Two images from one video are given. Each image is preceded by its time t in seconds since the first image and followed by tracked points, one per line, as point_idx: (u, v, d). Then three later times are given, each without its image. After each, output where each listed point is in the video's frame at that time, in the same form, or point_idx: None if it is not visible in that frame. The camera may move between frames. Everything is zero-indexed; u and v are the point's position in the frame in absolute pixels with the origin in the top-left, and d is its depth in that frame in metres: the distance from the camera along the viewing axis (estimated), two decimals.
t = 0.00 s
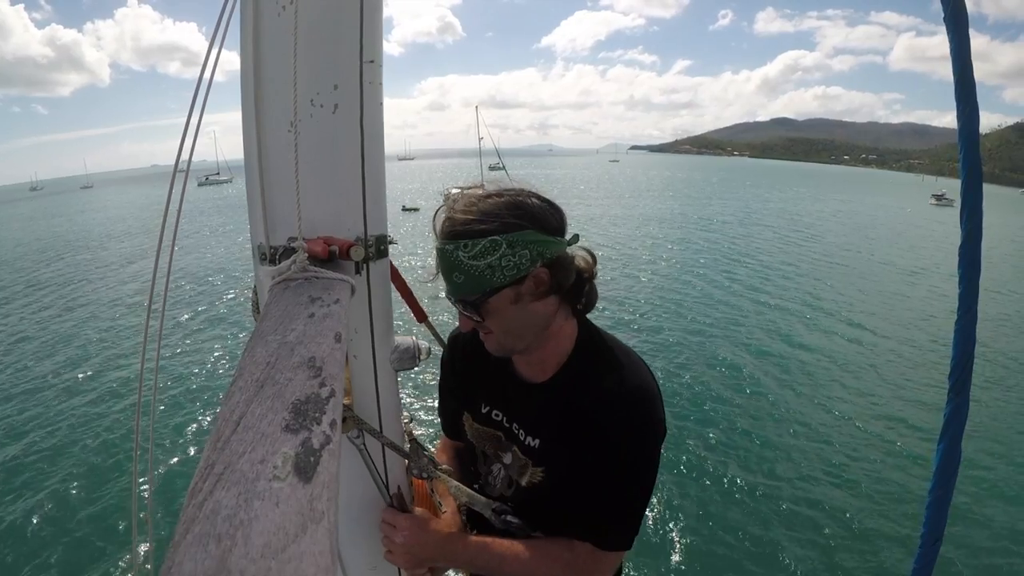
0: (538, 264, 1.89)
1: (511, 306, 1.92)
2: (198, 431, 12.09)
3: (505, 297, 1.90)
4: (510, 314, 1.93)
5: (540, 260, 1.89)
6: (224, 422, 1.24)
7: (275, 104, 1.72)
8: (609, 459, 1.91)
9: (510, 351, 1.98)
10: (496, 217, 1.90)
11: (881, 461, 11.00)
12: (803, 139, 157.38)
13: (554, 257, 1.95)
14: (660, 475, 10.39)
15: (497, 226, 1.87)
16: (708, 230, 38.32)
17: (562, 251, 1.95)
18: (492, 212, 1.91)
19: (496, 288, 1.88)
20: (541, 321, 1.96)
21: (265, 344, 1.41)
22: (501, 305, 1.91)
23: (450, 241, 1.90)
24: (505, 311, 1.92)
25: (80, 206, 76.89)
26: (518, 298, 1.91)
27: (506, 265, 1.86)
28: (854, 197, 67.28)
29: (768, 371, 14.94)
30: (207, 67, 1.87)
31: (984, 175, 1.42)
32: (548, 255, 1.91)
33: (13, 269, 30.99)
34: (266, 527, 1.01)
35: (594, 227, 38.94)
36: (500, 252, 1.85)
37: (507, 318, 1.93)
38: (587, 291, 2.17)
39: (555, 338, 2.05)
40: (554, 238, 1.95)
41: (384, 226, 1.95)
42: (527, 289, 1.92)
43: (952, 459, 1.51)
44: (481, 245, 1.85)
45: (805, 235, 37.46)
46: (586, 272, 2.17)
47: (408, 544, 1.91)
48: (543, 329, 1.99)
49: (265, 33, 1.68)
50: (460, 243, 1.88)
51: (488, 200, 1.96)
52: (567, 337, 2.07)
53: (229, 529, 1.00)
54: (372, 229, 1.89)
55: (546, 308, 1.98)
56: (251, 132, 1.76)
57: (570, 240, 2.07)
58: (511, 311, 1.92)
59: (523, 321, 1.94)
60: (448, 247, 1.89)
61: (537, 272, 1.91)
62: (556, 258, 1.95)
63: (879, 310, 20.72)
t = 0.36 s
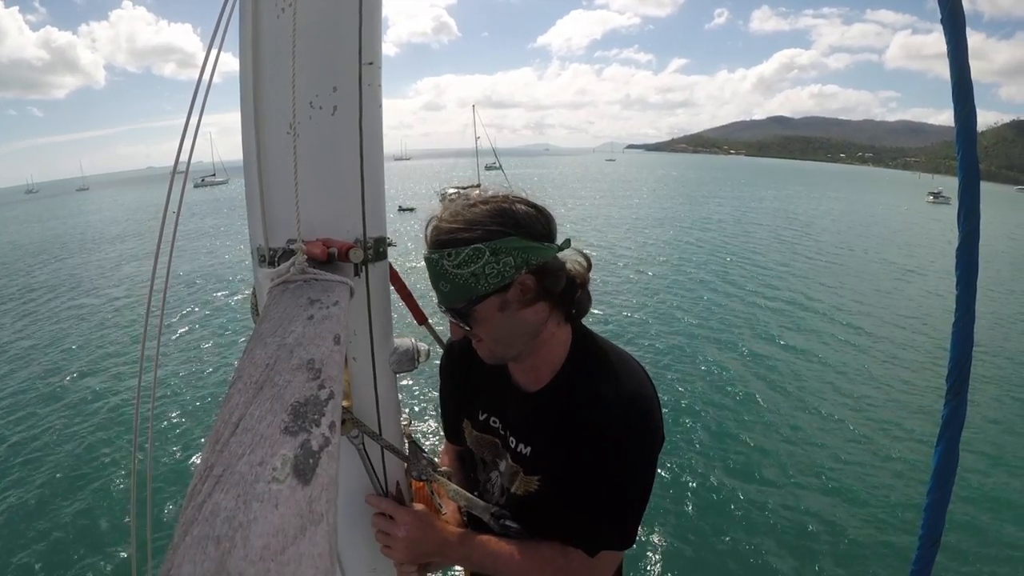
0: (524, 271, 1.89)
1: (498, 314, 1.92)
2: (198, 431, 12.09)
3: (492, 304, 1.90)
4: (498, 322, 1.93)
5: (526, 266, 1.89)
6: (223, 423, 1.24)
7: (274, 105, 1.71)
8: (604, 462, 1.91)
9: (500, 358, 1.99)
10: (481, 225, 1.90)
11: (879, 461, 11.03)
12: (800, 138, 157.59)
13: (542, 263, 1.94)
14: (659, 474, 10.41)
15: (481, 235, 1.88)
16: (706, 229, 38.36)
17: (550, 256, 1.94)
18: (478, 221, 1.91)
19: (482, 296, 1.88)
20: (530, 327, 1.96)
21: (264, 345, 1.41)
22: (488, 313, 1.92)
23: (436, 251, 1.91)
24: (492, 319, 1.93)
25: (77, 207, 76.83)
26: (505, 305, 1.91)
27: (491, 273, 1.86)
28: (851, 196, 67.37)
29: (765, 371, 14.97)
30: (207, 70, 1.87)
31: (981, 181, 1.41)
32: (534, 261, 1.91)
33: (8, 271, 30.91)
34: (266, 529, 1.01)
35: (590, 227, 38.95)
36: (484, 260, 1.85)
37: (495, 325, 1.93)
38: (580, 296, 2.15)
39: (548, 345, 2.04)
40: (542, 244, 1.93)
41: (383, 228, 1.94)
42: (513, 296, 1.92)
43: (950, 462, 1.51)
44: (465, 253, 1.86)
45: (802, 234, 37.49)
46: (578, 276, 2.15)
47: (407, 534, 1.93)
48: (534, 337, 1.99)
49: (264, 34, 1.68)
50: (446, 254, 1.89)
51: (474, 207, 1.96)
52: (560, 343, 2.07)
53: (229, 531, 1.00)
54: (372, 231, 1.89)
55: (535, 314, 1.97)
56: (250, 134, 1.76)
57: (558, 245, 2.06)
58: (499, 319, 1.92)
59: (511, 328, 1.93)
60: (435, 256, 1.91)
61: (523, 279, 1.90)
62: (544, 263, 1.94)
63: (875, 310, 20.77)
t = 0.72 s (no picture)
0: (521, 273, 1.89)
1: (495, 316, 1.92)
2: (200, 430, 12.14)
3: (489, 306, 1.90)
4: (496, 324, 1.93)
5: (523, 268, 1.89)
6: (223, 426, 1.24)
7: (274, 105, 1.71)
8: (600, 463, 1.91)
9: (498, 360, 1.98)
10: (479, 228, 1.89)
11: (877, 459, 11.05)
12: (799, 136, 157.62)
13: (540, 265, 1.94)
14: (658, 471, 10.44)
15: (479, 237, 1.87)
16: (705, 227, 38.39)
17: (547, 259, 1.94)
18: (476, 223, 1.91)
19: (479, 298, 1.88)
20: (527, 329, 1.96)
21: (264, 347, 1.40)
22: (486, 315, 1.91)
23: (435, 254, 1.91)
24: (490, 321, 1.92)
25: (78, 207, 77.00)
26: (503, 307, 1.91)
27: (489, 274, 1.86)
28: (850, 194, 67.35)
29: (764, 369, 14.98)
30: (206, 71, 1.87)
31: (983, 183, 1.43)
32: (532, 263, 1.90)
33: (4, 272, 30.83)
34: (265, 530, 1.01)
35: (587, 225, 38.95)
36: (481, 261, 1.85)
37: (493, 327, 1.93)
38: (577, 299, 2.15)
39: (545, 347, 2.04)
40: (539, 247, 1.93)
41: (383, 229, 1.94)
42: (511, 298, 1.91)
43: (951, 465, 1.52)
44: (463, 255, 1.85)
45: (802, 232, 37.51)
46: (575, 280, 2.16)
47: (385, 525, 1.83)
48: (532, 339, 1.98)
49: (264, 35, 1.68)
50: (444, 255, 1.88)
51: (472, 210, 1.96)
52: (557, 346, 2.07)
53: (228, 532, 1.00)
54: (371, 232, 1.89)
55: (533, 317, 1.97)
56: (250, 135, 1.76)
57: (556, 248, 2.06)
58: (497, 321, 1.92)
59: (508, 329, 1.93)
60: (433, 259, 1.91)
61: (521, 281, 1.90)
62: (541, 266, 1.94)
63: (872, 308, 20.80)
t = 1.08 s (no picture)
0: (517, 271, 1.89)
1: (491, 314, 1.91)
2: (199, 429, 12.11)
3: (485, 305, 1.90)
4: (492, 322, 1.93)
5: (519, 267, 1.89)
6: (224, 425, 1.24)
7: (275, 106, 1.71)
8: (598, 463, 1.90)
9: (496, 360, 1.98)
10: (475, 227, 1.90)
11: (875, 457, 11.07)
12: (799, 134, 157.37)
13: (536, 264, 1.94)
14: (658, 471, 10.43)
15: (475, 235, 1.87)
16: (704, 225, 38.31)
17: (544, 257, 1.94)
18: (472, 222, 1.91)
19: (475, 296, 1.88)
20: (523, 328, 1.96)
21: (264, 347, 1.41)
22: (481, 313, 1.91)
23: (431, 252, 1.90)
24: (486, 319, 1.92)
25: (76, 205, 76.97)
26: (499, 305, 1.91)
27: (485, 272, 1.86)
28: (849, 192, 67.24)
29: (760, 367, 15.00)
30: (206, 72, 1.88)
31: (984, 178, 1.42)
32: (527, 262, 1.90)
33: None
34: (265, 530, 1.01)
35: (583, 223, 38.94)
36: (477, 259, 1.85)
37: (489, 326, 1.93)
38: (574, 298, 2.15)
39: (541, 346, 2.04)
40: (536, 246, 1.93)
41: (382, 229, 1.94)
42: (507, 296, 1.91)
43: (952, 463, 1.52)
44: (459, 252, 1.85)
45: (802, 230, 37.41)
46: (572, 279, 2.16)
47: (381, 521, 1.83)
48: (528, 338, 1.99)
49: (265, 36, 1.68)
50: (440, 253, 1.88)
51: (469, 210, 1.97)
52: (553, 345, 2.07)
53: (228, 533, 1.00)
54: (371, 232, 1.89)
55: (529, 315, 1.97)
56: (250, 135, 1.76)
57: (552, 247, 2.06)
58: (493, 319, 1.92)
59: (505, 328, 1.93)
60: (430, 257, 1.90)
61: (516, 279, 1.90)
62: (538, 264, 1.94)
63: (869, 307, 20.82)
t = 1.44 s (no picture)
0: (514, 272, 1.88)
1: (489, 316, 1.92)
2: (195, 428, 12.10)
3: (482, 307, 1.90)
4: (489, 324, 1.92)
5: (516, 267, 1.88)
6: (224, 424, 1.24)
7: (275, 106, 1.71)
8: (595, 462, 1.89)
9: (493, 361, 1.98)
10: (472, 229, 1.89)
11: (872, 456, 11.11)
12: (797, 133, 157.42)
13: (533, 264, 1.93)
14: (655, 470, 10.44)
15: (472, 236, 1.87)
16: (703, 223, 38.35)
17: (541, 258, 1.94)
18: (469, 225, 1.91)
19: (473, 298, 1.88)
20: (522, 329, 1.96)
21: (265, 347, 1.40)
22: (479, 315, 1.91)
23: (429, 254, 1.90)
24: (483, 321, 1.92)
25: (74, 202, 76.95)
26: (496, 307, 1.91)
27: (482, 274, 1.86)
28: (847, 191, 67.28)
29: (758, 366, 15.03)
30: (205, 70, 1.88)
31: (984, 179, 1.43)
32: (524, 263, 1.90)
33: None
34: (266, 529, 1.01)
35: (581, 221, 38.92)
36: (474, 261, 1.85)
37: (486, 327, 1.92)
38: (572, 300, 2.14)
39: (539, 348, 2.04)
40: (532, 247, 1.93)
41: (383, 230, 1.94)
42: (504, 298, 1.91)
43: (955, 464, 1.53)
44: (456, 255, 1.85)
45: (799, 229, 37.45)
46: (569, 281, 2.15)
47: (380, 520, 1.83)
48: (526, 339, 1.98)
49: (265, 37, 1.68)
50: (437, 255, 1.88)
51: (466, 212, 1.97)
52: (550, 346, 2.06)
53: (229, 532, 1.00)
54: (372, 232, 1.89)
55: (527, 316, 1.97)
56: (250, 137, 1.75)
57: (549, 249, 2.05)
58: (491, 321, 1.92)
59: (503, 330, 1.93)
60: (428, 259, 1.90)
61: (514, 280, 1.90)
62: (535, 265, 1.94)
63: (866, 306, 20.87)
